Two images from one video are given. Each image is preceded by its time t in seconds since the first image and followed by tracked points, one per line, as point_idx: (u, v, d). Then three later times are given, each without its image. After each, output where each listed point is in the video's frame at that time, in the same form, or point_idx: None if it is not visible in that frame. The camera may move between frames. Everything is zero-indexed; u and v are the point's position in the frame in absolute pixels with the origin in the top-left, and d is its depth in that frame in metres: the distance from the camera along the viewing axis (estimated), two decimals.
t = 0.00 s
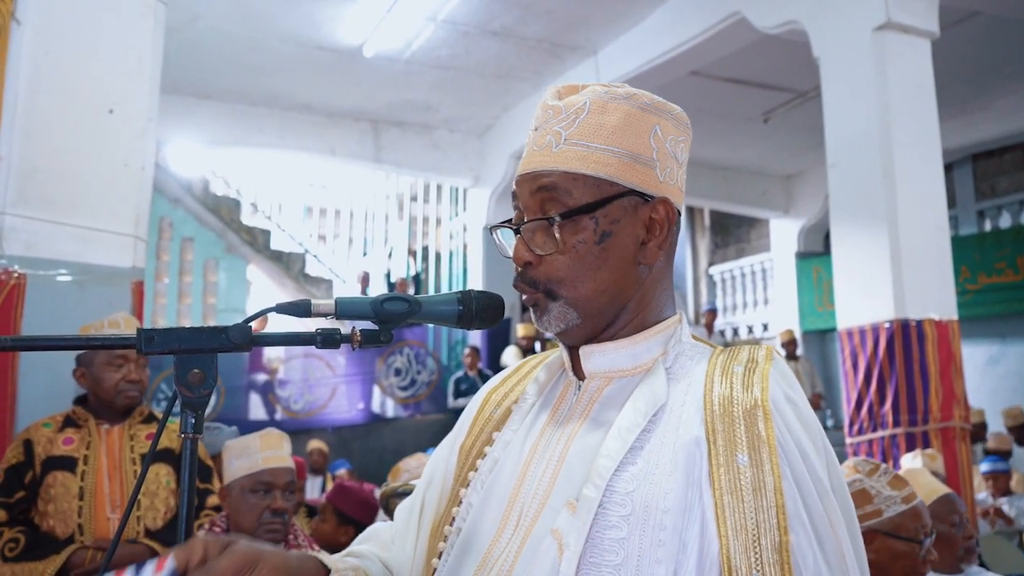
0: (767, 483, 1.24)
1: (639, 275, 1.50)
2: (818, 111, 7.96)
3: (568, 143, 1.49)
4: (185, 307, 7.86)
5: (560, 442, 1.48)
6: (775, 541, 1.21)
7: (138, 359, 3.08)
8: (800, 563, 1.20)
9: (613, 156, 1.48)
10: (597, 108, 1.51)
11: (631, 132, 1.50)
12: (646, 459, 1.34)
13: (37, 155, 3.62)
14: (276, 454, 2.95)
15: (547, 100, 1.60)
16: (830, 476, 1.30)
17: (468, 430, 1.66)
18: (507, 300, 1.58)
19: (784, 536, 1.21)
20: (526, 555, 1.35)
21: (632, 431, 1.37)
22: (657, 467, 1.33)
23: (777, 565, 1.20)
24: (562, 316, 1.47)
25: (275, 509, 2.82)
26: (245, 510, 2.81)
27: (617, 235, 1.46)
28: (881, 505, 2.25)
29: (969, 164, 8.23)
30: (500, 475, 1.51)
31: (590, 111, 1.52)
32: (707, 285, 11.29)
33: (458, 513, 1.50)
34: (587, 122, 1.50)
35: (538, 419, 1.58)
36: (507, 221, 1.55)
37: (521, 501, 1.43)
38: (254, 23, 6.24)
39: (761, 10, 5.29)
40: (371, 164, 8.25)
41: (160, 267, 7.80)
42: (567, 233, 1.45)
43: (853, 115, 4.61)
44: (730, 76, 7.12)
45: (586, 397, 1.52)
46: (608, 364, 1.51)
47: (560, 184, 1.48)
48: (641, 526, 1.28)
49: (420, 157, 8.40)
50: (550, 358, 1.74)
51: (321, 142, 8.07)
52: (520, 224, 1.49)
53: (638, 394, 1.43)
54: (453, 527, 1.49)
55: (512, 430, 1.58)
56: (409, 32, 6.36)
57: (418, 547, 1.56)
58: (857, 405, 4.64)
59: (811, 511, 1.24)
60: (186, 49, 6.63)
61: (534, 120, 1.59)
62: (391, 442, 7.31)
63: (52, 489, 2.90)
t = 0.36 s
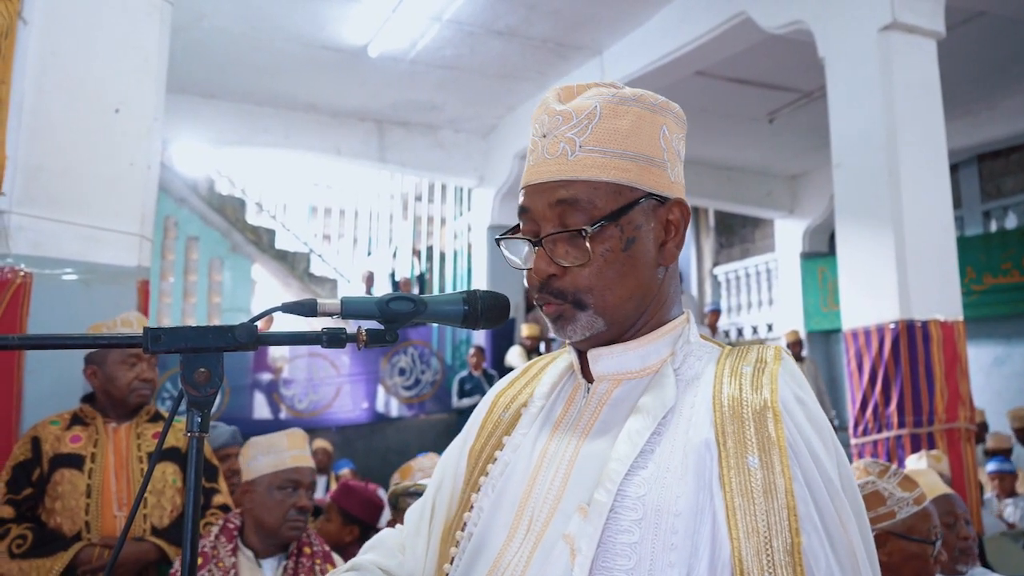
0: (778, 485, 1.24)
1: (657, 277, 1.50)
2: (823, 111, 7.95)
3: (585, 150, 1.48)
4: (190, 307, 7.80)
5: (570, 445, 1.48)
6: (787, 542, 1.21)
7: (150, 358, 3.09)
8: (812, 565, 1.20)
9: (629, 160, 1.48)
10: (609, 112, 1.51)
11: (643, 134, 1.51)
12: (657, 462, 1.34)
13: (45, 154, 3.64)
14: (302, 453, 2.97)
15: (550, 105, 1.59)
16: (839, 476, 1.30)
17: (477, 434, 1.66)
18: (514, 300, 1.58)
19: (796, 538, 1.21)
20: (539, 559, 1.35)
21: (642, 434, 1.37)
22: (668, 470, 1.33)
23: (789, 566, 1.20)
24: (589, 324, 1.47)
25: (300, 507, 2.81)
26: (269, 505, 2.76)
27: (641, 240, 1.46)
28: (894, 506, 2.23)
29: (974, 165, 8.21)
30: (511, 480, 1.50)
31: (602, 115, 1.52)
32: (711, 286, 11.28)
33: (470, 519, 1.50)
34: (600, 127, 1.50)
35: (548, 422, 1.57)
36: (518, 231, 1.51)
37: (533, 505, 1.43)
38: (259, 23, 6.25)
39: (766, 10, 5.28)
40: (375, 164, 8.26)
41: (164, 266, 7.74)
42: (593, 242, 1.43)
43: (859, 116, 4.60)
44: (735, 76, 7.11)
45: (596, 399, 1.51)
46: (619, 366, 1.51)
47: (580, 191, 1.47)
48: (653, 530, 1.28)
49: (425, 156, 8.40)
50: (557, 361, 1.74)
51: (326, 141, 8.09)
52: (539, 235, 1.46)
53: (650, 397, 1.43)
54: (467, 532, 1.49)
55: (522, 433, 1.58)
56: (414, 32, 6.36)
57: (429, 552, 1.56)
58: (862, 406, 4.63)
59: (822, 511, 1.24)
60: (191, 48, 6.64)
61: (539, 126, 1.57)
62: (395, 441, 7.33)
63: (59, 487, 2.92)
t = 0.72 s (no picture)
0: (785, 486, 1.24)
1: (665, 279, 1.51)
2: (829, 113, 7.94)
3: (595, 152, 1.48)
4: (195, 307, 7.88)
5: (575, 449, 1.48)
6: (794, 544, 1.21)
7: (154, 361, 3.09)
8: (820, 566, 1.20)
9: (638, 162, 1.48)
10: (618, 113, 1.52)
11: (651, 136, 1.51)
12: (663, 465, 1.35)
13: (52, 156, 3.65)
14: (308, 455, 2.99)
15: (557, 107, 1.59)
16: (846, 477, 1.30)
17: (481, 437, 1.66)
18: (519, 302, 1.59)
19: (803, 540, 1.21)
20: (546, 562, 1.35)
21: (648, 437, 1.37)
22: (674, 473, 1.33)
23: (797, 568, 1.20)
24: (600, 327, 1.46)
25: (307, 509, 2.82)
26: (275, 506, 2.77)
27: (650, 242, 1.47)
28: (899, 509, 2.22)
29: (980, 167, 8.20)
30: (516, 483, 1.50)
31: (611, 116, 1.52)
32: (717, 287, 11.27)
33: (476, 522, 1.50)
34: (610, 129, 1.50)
35: (553, 425, 1.58)
36: (526, 233, 1.51)
37: (539, 508, 1.43)
38: (264, 25, 6.27)
39: (771, 12, 5.27)
40: (380, 166, 8.27)
41: (170, 267, 7.80)
42: (604, 245, 1.43)
43: (864, 117, 4.60)
44: (740, 77, 7.11)
45: (601, 402, 1.51)
46: (624, 368, 1.51)
47: (590, 194, 1.47)
48: (660, 533, 1.28)
49: (430, 158, 8.42)
50: (560, 363, 1.75)
51: (331, 143, 8.10)
52: (549, 237, 1.46)
53: (657, 400, 1.43)
54: (473, 535, 1.49)
55: (527, 436, 1.58)
56: (419, 34, 6.37)
57: (435, 555, 1.56)
58: (867, 408, 4.63)
59: (829, 512, 1.24)
60: (197, 50, 6.66)
61: (546, 128, 1.58)
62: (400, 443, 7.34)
63: (65, 486, 2.93)
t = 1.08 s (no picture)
0: (784, 493, 1.24)
1: (664, 288, 1.51)
2: (832, 118, 7.94)
3: (595, 160, 1.48)
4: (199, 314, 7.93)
5: (574, 456, 1.48)
6: (793, 551, 1.21)
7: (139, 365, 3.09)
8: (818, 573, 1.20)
9: (639, 172, 1.49)
10: (619, 122, 1.52)
11: (653, 145, 1.52)
12: (662, 470, 1.35)
13: (58, 164, 3.70)
14: (305, 461, 2.99)
15: (559, 114, 1.60)
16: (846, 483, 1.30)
17: (482, 442, 1.66)
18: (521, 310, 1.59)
19: (802, 546, 1.21)
20: (547, 569, 1.35)
21: (647, 443, 1.37)
22: (673, 479, 1.33)
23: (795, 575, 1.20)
24: (600, 336, 1.47)
25: (304, 516, 2.83)
26: (272, 514, 2.79)
27: (649, 251, 1.47)
28: (903, 517, 2.23)
29: (985, 171, 8.18)
30: (516, 490, 1.51)
31: (612, 125, 1.52)
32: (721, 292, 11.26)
33: (477, 529, 1.50)
34: (611, 137, 1.50)
35: (554, 431, 1.58)
36: (525, 240, 1.51)
37: (539, 515, 1.43)
38: (268, 32, 6.29)
39: (775, 17, 5.28)
40: (384, 172, 8.29)
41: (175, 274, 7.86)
42: (603, 253, 1.43)
43: (868, 122, 4.60)
44: (743, 82, 7.11)
45: (601, 408, 1.51)
46: (623, 374, 1.51)
47: (589, 203, 1.47)
48: (659, 539, 1.28)
49: (434, 164, 8.43)
50: (562, 369, 1.75)
51: (335, 149, 8.12)
52: (548, 244, 1.46)
53: (657, 407, 1.43)
54: (474, 541, 1.49)
55: (528, 442, 1.58)
56: (423, 40, 6.39)
57: (436, 560, 1.56)
58: (872, 414, 4.62)
59: (828, 518, 1.24)
60: (202, 57, 6.69)
61: (547, 135, 1.58)
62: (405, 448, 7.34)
63: (67, 495, 2.94)
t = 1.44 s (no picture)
0: (782, 495, 1.24)
1: (657, 291, 1.50)
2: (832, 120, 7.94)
3: (591, 159, 1.48)
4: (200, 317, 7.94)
5: (574, 458, 1.48)
6: (790, 553, 1.21)
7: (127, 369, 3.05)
8: None
9: (636, 173, 1.48)
10: (618, 123, 1.52)
11: (652, 147, 1.51)
12: (662, 471, 1.34)
13: (58, 168, 3.70)
14: (297, 465, 2.95)
15: (560, 113, 1.60)
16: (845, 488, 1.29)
17: (484, 443, 1.65)
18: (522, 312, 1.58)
19: (799, 550, 1.20)
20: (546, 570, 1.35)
21: (647, 445, 1.37)
22: (673, 479, 1.33)
23: None
24: (594, 338, 1.46)
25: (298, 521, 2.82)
26: (266, 520, 2.78)
27: (643, 253, 1.46)
28: (894, 521, 2.21)
29: (985, 173, 8.18)
30: (516, 491, 1.50)
31: (611, 126, 1.52)
32: (722, 295, 11.26)
33: (478, 530, 1.50)
34: (609, 138, 1.50)
35: (555, 433, 1.57)
36: (521, 236, 1.52)
37: (539, 517, 1.43)
38: (269, 35, 6.30)
39: (775, 19, 5.28)
40: (384, 175, 8.28)
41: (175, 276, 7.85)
42: (594, 252, 1.43)
43: (868, 124, 4.60)
44: (743, 85, 7.11)
45: (602, 409, 1.51)
46: (624, 376, 1.50)
47: (584, 201, 1.47)
48: (657, 540, 1.28)
49: (434, 167, 8.43)
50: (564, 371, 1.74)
51: (335, 152, 8.12)
52: (541, 241, 1.47)
53: (657, 410, 1.42)
54: (475, 542, 1.49)
55: (529, 443, 1.58)
56: (422, 43, 6.39)
57: (436, 560, 1.56)
58: (873, 415, 4.61)
59: (826, 523, 1.24)
60: (202, 60, 6.69)
61: (547, 133, 1.59)
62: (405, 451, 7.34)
63: (65, 499, 2.94)
